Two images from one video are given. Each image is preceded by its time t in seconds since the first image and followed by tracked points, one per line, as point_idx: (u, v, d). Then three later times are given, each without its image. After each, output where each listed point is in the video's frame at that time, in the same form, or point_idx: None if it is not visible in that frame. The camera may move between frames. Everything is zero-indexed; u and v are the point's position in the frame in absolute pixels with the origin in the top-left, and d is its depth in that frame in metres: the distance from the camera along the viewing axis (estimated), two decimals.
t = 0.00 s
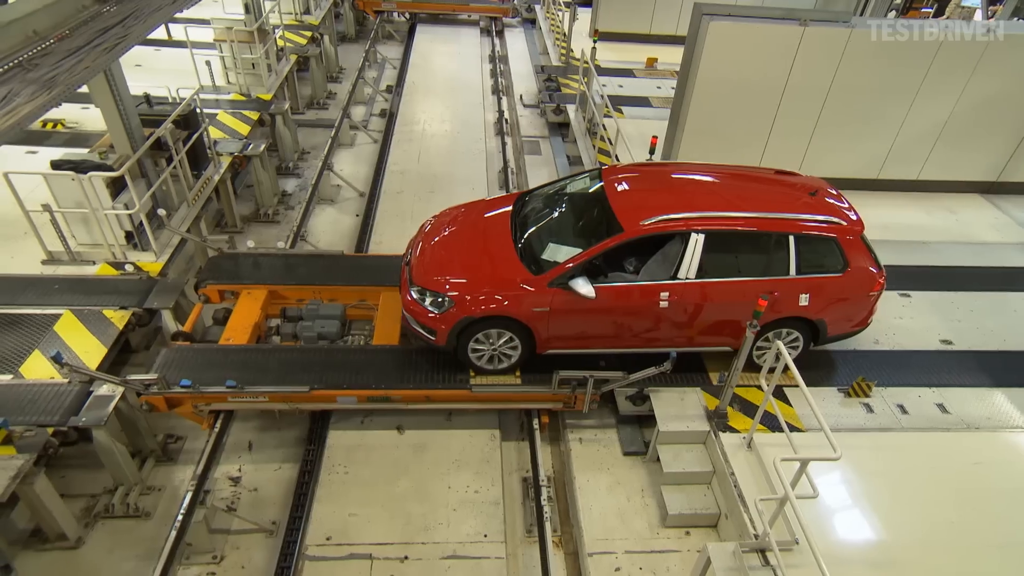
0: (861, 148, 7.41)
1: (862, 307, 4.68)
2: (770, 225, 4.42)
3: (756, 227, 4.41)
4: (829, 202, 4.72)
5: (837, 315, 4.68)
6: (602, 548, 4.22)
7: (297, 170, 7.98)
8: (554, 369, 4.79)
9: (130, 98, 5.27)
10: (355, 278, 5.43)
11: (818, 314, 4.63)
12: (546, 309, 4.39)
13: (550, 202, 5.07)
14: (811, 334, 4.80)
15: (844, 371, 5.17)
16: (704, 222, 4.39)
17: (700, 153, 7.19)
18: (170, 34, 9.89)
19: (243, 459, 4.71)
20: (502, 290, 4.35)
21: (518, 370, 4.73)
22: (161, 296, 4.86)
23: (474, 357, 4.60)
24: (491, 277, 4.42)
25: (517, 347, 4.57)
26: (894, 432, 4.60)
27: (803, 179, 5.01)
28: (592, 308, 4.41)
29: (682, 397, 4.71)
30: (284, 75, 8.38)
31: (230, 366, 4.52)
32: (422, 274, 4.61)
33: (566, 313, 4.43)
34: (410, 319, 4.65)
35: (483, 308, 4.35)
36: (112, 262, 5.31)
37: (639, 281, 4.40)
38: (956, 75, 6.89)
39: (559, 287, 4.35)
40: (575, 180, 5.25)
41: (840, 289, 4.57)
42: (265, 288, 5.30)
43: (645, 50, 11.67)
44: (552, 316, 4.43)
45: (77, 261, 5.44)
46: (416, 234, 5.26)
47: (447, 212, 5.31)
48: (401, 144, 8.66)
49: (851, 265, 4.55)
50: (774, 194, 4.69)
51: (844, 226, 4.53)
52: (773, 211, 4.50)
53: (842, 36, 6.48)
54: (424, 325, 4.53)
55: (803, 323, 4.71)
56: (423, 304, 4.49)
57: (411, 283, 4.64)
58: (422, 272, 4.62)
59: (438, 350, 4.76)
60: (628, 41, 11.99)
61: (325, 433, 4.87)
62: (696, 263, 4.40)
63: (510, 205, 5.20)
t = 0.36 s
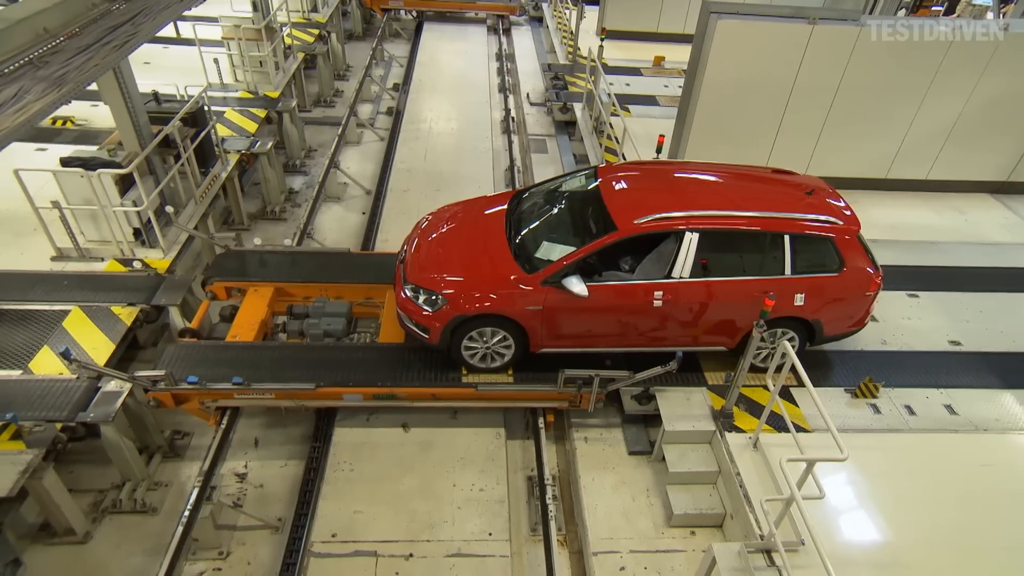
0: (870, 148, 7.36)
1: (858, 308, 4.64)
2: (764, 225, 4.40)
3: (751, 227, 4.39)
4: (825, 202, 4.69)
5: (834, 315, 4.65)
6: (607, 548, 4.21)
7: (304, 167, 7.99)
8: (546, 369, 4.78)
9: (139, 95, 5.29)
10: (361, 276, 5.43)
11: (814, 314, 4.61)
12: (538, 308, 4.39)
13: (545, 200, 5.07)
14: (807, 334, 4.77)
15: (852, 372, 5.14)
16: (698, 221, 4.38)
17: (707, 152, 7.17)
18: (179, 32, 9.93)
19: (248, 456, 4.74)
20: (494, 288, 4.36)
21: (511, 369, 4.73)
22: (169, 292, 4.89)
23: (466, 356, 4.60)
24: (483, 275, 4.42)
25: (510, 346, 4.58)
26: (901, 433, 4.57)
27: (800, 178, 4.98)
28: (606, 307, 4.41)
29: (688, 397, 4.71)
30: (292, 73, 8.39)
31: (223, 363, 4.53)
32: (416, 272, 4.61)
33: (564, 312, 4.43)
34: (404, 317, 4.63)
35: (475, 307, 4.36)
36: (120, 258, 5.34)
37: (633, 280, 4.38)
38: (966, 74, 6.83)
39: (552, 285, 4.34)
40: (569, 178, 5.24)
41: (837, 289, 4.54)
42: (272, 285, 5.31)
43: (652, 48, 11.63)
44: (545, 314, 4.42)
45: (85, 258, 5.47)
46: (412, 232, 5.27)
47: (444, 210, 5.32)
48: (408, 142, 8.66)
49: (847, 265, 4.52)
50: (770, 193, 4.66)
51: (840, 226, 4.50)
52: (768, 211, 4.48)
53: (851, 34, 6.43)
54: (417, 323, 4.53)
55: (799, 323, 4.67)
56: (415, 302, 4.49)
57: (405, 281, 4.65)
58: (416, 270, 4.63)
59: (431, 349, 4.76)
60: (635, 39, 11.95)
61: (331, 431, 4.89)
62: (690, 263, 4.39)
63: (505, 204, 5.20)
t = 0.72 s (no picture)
0: (880, 152, 7.33)
1: (854, 313, 4.62)
2: (759, 228, 4.38)
3: (746, 230, 4.38)
4: (822, 206, 4.67)
5: (829, 320, 4.63)
6: (611, 550, 4.21)
7: (312, 167, 8.01)
8: (538, 370, 4.79)
9: (149, 94, 5.32)
10: (367, 276, 5.44)
11: (809, 318, 4.58)
12: (531, 309, 4.39)
13: (540, 201, 5.08)
14: (802, 338, 4.74)
15: (859, 377, 5.11)
16: (692, 223, 4.37)
17: (716, 155, 7.16)
18: (189, 31, 9.98)
19: (254, 454, 4.75)
20: (487, 290, 4.36)
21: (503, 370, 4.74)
22: (177, 290, 4.92)
23: (460, 356, 4.61)
24: (477, 276, 4.43)
25: (503, 347, 4.58)
26: (908, 439, 4.55)
27: (797, 182, 4.96)
28: (604, 308, 4.40)
29: (694, 400, 4.69)
30: (301, 73, 8.42)
31: (216, 360, 4.55)
32: (411, 272, 4.62)
33: (568, 314, 4.42)
34: (398, 317, 4.65)
35: (467, 307, 4.37)
36: (129, 256, 5.37)
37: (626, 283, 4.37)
38: (977, 79, 6.79)
39: (545, 287, 4.35)
40: (566, 179, 5.25)
41: (832, 294, 4.51)
42: (279, 284, 5.33)
43: (661, 51, 11.62)
44: (538, 316, 4.42)
45: (95, 255, 5.50)
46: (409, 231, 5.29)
47: (444, 209, 5.34)
48: (415, 142, 8.68)
49: (843, 270, 4.49)
50: (766, 196, 4.65)
51: (836, 230, 4.47)
52: (764, 214, 4.46)
53: (861, 38, 6.40)
54: (410, 323, 4.53)
55: (793, 326, 4.65)
56: (409, 302, 4.51)
57: (400, 280, 4.66)
58: (411, 270, 4.64)
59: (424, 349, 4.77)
60: (644, 42, 11.94)
61: (337, 430, 4.86)
62: (684, 265, 4.37)
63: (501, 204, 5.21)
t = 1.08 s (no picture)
0: (891, 157, 7.28)
1: (850, 318, 4.59)
2: (754, 232, 4.36)
3: (741, 233, 4.36)
4: (819, 210, 4.64)
5: (825, 325, 4.60)
6: (616, 554, 4.20)
7: (321, 167, 8.04)
8: (530, 372, 4.79)
9: (162, 95, 5.36)
10: (374, 277, 5.46)
11: (805, 323, 4.55)
12: (524, 311, 4.39)
13: (536, 203, 5.09)
14: (798, 343, 4.72)
15: (869, 384, 5.07)
16: (685, 226, 4.36)
17: (725, 158, 7.14)
18: (202, 32, 10.05)
19: (261, 453, 4.77)
20: (480, 292, 4.36)
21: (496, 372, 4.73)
22: (186, 289, 4.95)
23: (453, 357, 4.61)
24: (471, 278, 4.42)
25: (496, 349, 4.59)
26: (917, 447, 4.51)
27: (795, 186, 4.93)
28: (605, 312, 4.39)
29: (701, 404, 4.67)
30: (312, 74, 8.46)
31: (211, 358, 4.57)
32: (405, 273, 4.63)
33: (574, 316, 4.41)
34: (392, 318, 4.66)
35: (461, 309, 4.37)
36: (140, 255, 5.41)
37: (619, 286, 4.36)
38: (990, 85, 6.73)
39: (538, 289, 4.34)
40: (562, 181, 5.26)
41: (828, 298, 4.48)
42: (287, 284, 5.35)
43: (671, 54, 11.60)
44: (531, 318, 4.42)
45: (106, 253, 5.54)
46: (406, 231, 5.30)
47: (445, 208, 5.36)
48: (424, 144, 8.70)
49: (839, 275, 4.46)
50: (762, 200, 4.63)
51: (832, 234, 4.44)
52: (759, 218, 4.44)
53: (873, 42, 6.37)
54: (404, 324, 4.54)
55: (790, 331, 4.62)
56: (403, 302, 4.52)
57: (394, 281, 4.67)
58: (405, 271, 4.66)
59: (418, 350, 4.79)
60: (654, 45, 11.93)
61: (343, 430, 4.89)
62: (678, 269, 4.36)
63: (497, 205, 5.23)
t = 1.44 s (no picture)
0: (903, 162, 7.23)
1: (846, 321, 4.56)
2: (749, 235, 4.35)
3: (736, 237, 4.34)
4: (816, 213, 4.62)
5: (822, 329, 4.57)
6: (623, 558, 4.18)
7: (330, 168, 8.07)
8: (525, 374, 4.76)
9: (174, 95, 5.40)
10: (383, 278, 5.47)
11: (800, 326, 4.52)
12: (518, 312, 4.38)
13: (531, 205, 5.09)
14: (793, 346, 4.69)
15: (879, 389, 5.04)
16: (680, 229, 4.35)
17: (735, 162, 7.12)
18: (214, 34, 10.13)
19: (269, 453, 4.79)
20: (474, 293, 4.37)
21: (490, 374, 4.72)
22: (196, 289, 4.98)
23: (447, 359, 4.61)
24: (466, 279, 4.43)
25: (490, 351, 4.58)
26: (927, 453, 4.48)
27: (792, 189, 4.91)
28: (610, 314, 4.38)
29: (709, 408, 4.65)
30: (322, 75, 8.50)
31: (207, 357, 4.59)
32: (399, 274, 4.64)
33: (582, 318, 4.41)
34: (387, 318, 4.67)
35: (454, 310, 4.37)
36: (151, 254, 5.45)
37: (614, 288, 4.35)
38: (1004, 89, 6.67)
39: (532, 290, 4.35)
40: (558, 183, 5.26)
41: (824, 302, 4.45)
42: (296, 284, 5.38)
43: (680, 57, 11.58)
44: (524, 320, 4.41)
45: (118, 253, 5.59)
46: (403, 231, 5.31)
47: (445, 208, 5.37)
48: (433, 146, 8.72)
49: (835, 279, 4.43)
50: (758, 203, 4.61)
51: (828, 237, 4.41)
52: (755, 221, 4.42)
53: (885, 45, 6.33)
54: (398, 324, 4.56)
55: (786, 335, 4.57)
56: (397, 303, 4.53)
57: (389, 282, 4.68)
58: (400, 272, 4.66)
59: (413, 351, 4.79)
60: (664, 47, 11.91)
61: (351, 431, 4.90)
62: (672, 271, 4.34)
63: (493, 207, 5.24)
